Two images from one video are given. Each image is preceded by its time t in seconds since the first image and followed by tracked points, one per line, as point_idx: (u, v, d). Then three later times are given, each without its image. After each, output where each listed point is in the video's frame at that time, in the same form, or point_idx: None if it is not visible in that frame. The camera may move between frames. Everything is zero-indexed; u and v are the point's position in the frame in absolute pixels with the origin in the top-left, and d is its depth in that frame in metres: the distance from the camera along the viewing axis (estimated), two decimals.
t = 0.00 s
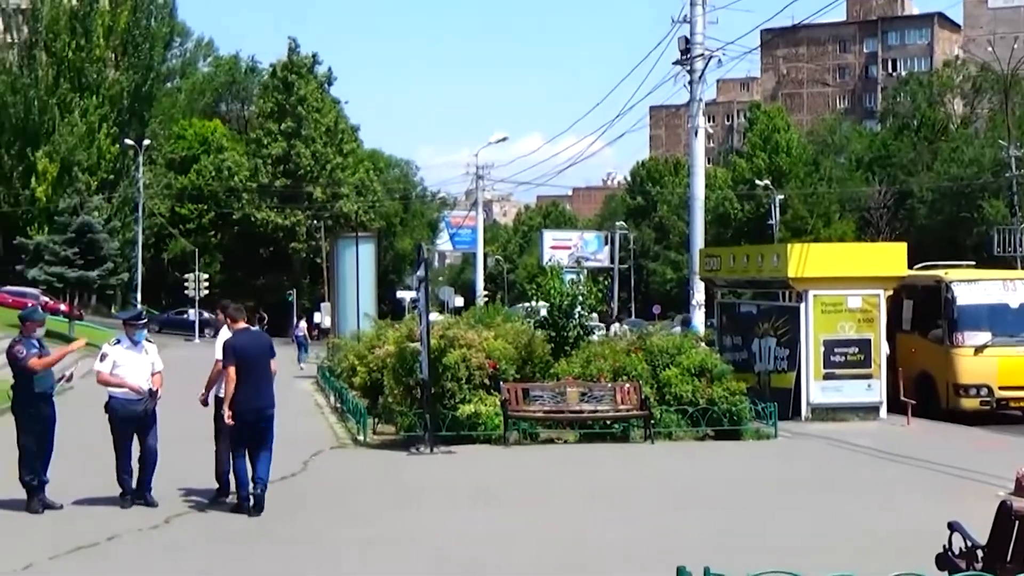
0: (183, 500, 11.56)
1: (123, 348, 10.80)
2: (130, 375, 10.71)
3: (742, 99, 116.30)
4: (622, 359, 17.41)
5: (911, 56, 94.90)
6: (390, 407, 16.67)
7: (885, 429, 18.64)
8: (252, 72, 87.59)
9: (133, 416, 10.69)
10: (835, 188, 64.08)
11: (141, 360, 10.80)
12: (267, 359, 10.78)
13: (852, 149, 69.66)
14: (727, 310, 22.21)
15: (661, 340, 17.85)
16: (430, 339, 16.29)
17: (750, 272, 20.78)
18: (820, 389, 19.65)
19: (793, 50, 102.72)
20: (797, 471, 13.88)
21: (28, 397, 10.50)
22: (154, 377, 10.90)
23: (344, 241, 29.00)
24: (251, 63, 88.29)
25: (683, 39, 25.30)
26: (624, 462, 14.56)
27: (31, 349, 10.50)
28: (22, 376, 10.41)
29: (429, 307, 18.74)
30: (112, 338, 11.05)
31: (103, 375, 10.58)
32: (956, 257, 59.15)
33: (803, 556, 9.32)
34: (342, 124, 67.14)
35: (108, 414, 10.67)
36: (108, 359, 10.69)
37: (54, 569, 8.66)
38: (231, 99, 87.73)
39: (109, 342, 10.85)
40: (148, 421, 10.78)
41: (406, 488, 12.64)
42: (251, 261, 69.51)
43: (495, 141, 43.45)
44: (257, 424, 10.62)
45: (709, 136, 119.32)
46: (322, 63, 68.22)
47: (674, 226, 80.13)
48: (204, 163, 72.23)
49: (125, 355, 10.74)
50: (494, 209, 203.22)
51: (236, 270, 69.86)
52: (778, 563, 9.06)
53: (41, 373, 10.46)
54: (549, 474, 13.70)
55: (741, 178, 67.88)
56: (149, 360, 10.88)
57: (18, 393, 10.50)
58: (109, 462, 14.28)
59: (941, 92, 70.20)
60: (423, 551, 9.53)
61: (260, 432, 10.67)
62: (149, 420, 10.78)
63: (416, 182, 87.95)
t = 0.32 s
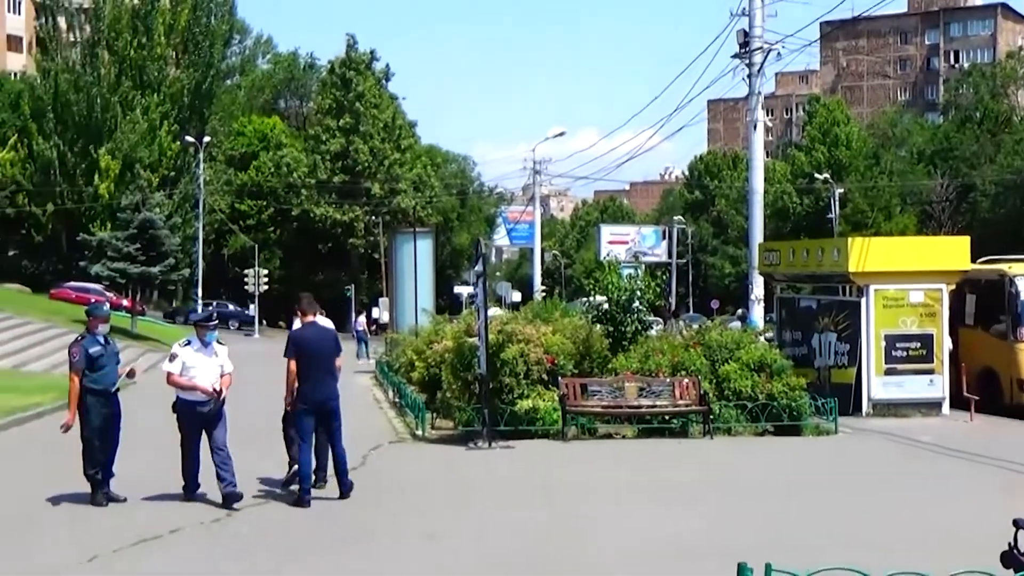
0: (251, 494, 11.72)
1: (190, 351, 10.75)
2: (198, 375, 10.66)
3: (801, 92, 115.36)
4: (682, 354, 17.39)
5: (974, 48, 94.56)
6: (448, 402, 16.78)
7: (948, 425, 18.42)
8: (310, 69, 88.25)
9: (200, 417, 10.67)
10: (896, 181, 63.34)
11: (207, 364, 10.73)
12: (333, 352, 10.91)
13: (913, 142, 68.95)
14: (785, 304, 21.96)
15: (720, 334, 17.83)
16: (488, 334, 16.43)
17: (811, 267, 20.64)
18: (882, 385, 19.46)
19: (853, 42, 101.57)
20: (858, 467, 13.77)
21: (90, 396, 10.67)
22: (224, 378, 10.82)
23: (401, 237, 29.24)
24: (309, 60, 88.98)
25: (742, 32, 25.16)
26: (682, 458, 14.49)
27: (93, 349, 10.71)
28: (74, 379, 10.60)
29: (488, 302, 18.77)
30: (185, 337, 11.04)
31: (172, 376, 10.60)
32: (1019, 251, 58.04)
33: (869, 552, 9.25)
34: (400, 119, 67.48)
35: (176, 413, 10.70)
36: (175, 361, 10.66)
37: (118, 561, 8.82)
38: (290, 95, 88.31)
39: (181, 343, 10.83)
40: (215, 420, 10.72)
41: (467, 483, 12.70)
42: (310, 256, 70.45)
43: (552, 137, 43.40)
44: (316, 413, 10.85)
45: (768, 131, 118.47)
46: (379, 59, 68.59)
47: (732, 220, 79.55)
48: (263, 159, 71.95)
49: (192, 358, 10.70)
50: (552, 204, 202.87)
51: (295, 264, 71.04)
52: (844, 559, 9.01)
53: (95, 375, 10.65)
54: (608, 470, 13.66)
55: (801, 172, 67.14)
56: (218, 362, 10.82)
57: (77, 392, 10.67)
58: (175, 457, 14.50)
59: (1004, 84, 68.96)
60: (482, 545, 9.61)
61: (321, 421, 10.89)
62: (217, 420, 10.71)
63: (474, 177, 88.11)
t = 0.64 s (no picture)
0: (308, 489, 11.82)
1: (255, 338, 10.80)
2: (264, 362, 10.69)
3: (855, 84, 114.14)
4: (734, 348, 17.38)
5: None
6: (499, 395, 16.82)
7: (1004, 421, 18.22)
8: (362, 62, 88.62)
9: (263, 404, 10.63)
10: (951, 175, 62.47)
11: (273, 351, 10.74)
12: (403, 348, 11.41)
13: (969, 135, 68.06)
14: (838, 298, 21.81)
15: (771, 329, 17.77)
16: (540, 327, 16.34)
17: (864, 261, 20.46)
18: (936, 379, 19.24)
19: (908, 34, 99.88)
20: (909, 461, 13.71)
21: (140, 391, 10.60)
22: (292, 367, 10.82)
23: (452, 230, 29.37)
24: (361, 54, 89.31)
25: (795, 24, 24.97)
26: (735, 452, 14.48)
27: (140, 345, 10.63)
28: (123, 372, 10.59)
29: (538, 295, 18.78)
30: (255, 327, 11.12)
31: (238, 363, 10.64)
32: None
33: (923, 547, 9.23)
34: (450, 113, 67.62)
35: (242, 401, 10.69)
36: (243, 348, 10.73)
37: (176, 550, 8.99)
38: (342, 89, 88.71)
39: (247, 331, 10.89)
40: (278, 407, 10.63)
41: (517, 475, 12.80)
42: (362, 249, 70.71)
43: (603, 130, 43.30)
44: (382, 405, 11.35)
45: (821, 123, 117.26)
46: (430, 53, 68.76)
47: (785, 213, 78.87)
48: (316, 153, 72.44)
49: (257, 345, 10.74)
50: (602, 197, 202.20)
51: (347, 257, 71.35)
52: (899, 554, 8.99)
53: (148, 368, 10.58)
54: (659, 464, 13.62)
55: (854, 164, 66.28)
56: (285, 351, 10.84)
57: (131, 387, 10.62)
58: (232, 449, 14.70)
59: None
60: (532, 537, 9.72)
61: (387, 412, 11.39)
62: (285, 409, 10.62)
63: (524, 170, 88.04)
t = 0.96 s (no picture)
0: (356, 485, 11.65)
1: (309, 336, 10.53)
2: (318, 360, 10.41)
3: (906, 77, 113.11)
4: (783, 342, 17.32)
5: None
6: (547, 388, 16.84)
7: None
8: (410, 56, 88.88)
9: (320, 403, 10.28)
10: (1005, 168, 61.76)
11: (326, 350, 10.44)
12: (461, 341, 11.82)
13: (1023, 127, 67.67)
14: (889, 292, 21.63)
15: (821, 322, 17.67)
16: (588, 320, 16.31)
17: (916, 254, 20.32)
18: (988, 374, 19.08)
19: (961, 25, 98.84)
20: (960, 457, 13.60)
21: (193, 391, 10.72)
22: (348, 364, 10.51)
23: (501, 223, 29.40)
24: (409, 47, 89.56)
25: (846, 16, 24.75)
26: (785, 446, 14.41)
27: (196, 343, 10.72)
28: (181, 372, 10.62)
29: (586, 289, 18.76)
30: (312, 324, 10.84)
31: (295, 361, 10.39)
32: None
33: (972, 543, 9.16)
34: (498, 106, 67.83)
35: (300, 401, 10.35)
36: (297, 347, 10.49)
37: (225, 541, 9.12)
38: (390, 83, 89.03)
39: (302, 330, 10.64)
40: (334, 407, 10.34)
41: (565, 469, 12.85)
42: (410, 242, 70.94)
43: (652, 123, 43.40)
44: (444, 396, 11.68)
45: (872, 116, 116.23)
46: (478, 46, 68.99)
47: (834, 207, 78.34)
48: (364, 146, 72.91)
49: (311, 344, 10.48)
50: (650, 190, 201.71)
51: (395, 251, 71.61)
52: (952, 550, 8.93)
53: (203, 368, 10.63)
54: (707, 459, 13.58)
55: (905, 158, 65.42)
56: (340, 347, 10.53)
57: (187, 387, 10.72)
58: (282, 442, 14.80)
59: None
60: (581, 531, 9.76)
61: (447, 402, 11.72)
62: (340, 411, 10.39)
63: (572, 163, 87.95)
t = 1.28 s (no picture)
0: (404, 479, 11.68)
1: (357, 330, 10.54)
2: (369, 355, 10.41)
3: (957, 68, 111.78)
4: (831, 336, 17.17)
5: None
6: (593, 381, 16.86)
7: None
8: (456, 50, 88.99)
9: (374, 400, 10.32)
10: None
11: (374, 345, 10.45)
12: (515, 327, 12.36)
13: None
14: (938, 285, 21.08)
15: (870, 316, 17.49)
16: (635, 315, 16.15)
17: (966, 247, 20.16)
18: None
19: (1013, 15, 97.57)
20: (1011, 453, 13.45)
21: (251, 380, 10.65)
22: (398, 356, 10.49)
23: (547, 217, 29.41)
24: (455, 41, 89.65)
25: (896, 7, 24.49)
26: (833, 440, 14.35)
27: (254, 331, 10.71)
28: (240, 358, 10.62)
29: (632, 282, 18.69)
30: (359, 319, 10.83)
31: (343, 360, 10.43)
32: None
33: None
34: (544, 100, 67.92)
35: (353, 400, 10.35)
36: (345, 344, 10.49)
37: (273, 535, 9.23)
38: (436, 77, 89.26)
39: (348, 325, 10.63)
40: (385, 401, 10.38)
41: (611, 462, 12.89)
42: (456, 236, 71.06)
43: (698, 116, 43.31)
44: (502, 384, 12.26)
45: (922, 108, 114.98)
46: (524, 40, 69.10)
47: (883, 199, 77.60)
48: (411, 141, 73.13)
49: (359, 339, 10.48)
50: (697, 182, 200.87)
51: (441, 245, 71.72)
52: (1003, 546, 8.86)
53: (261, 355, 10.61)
54: (755, 453, 13.51)
55: (956, 149, 64.63)
56: (388, 340, 10.51)
57: (243, 375, 10.67)
58: (332, 435, 14.94)
59: None
60: (627, 524, 9.77)
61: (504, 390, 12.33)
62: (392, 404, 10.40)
63: (619, 156, 87.73)
